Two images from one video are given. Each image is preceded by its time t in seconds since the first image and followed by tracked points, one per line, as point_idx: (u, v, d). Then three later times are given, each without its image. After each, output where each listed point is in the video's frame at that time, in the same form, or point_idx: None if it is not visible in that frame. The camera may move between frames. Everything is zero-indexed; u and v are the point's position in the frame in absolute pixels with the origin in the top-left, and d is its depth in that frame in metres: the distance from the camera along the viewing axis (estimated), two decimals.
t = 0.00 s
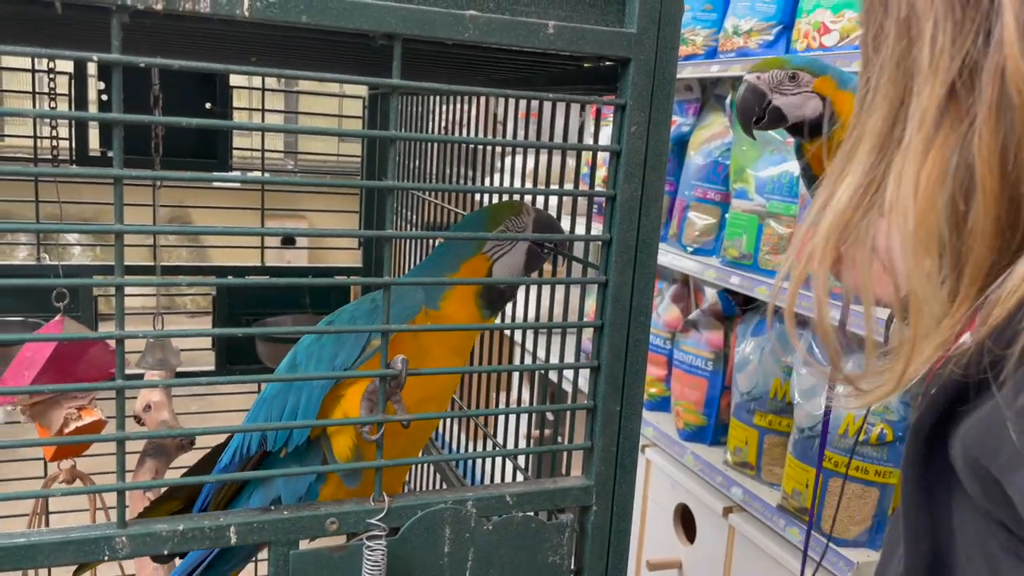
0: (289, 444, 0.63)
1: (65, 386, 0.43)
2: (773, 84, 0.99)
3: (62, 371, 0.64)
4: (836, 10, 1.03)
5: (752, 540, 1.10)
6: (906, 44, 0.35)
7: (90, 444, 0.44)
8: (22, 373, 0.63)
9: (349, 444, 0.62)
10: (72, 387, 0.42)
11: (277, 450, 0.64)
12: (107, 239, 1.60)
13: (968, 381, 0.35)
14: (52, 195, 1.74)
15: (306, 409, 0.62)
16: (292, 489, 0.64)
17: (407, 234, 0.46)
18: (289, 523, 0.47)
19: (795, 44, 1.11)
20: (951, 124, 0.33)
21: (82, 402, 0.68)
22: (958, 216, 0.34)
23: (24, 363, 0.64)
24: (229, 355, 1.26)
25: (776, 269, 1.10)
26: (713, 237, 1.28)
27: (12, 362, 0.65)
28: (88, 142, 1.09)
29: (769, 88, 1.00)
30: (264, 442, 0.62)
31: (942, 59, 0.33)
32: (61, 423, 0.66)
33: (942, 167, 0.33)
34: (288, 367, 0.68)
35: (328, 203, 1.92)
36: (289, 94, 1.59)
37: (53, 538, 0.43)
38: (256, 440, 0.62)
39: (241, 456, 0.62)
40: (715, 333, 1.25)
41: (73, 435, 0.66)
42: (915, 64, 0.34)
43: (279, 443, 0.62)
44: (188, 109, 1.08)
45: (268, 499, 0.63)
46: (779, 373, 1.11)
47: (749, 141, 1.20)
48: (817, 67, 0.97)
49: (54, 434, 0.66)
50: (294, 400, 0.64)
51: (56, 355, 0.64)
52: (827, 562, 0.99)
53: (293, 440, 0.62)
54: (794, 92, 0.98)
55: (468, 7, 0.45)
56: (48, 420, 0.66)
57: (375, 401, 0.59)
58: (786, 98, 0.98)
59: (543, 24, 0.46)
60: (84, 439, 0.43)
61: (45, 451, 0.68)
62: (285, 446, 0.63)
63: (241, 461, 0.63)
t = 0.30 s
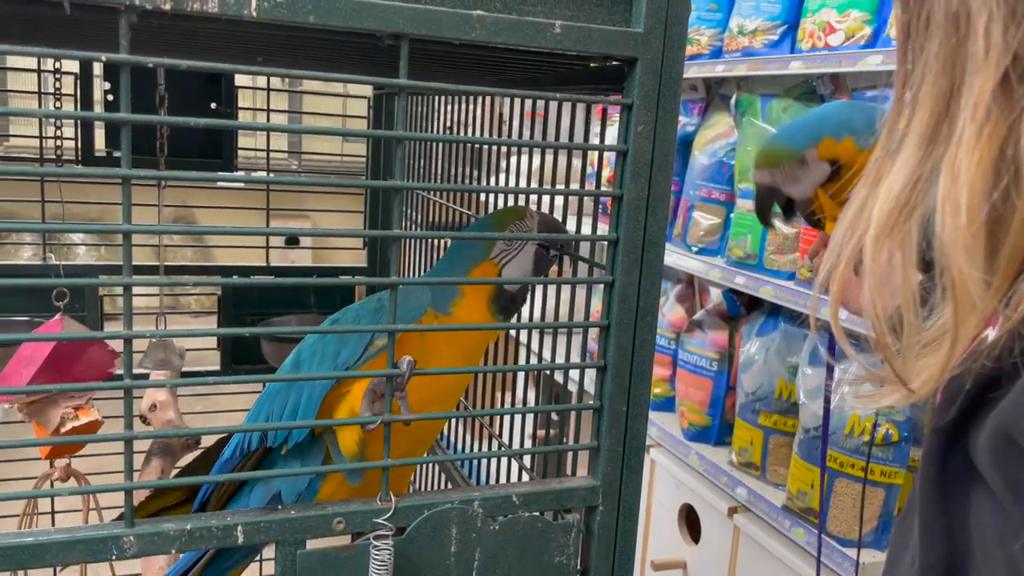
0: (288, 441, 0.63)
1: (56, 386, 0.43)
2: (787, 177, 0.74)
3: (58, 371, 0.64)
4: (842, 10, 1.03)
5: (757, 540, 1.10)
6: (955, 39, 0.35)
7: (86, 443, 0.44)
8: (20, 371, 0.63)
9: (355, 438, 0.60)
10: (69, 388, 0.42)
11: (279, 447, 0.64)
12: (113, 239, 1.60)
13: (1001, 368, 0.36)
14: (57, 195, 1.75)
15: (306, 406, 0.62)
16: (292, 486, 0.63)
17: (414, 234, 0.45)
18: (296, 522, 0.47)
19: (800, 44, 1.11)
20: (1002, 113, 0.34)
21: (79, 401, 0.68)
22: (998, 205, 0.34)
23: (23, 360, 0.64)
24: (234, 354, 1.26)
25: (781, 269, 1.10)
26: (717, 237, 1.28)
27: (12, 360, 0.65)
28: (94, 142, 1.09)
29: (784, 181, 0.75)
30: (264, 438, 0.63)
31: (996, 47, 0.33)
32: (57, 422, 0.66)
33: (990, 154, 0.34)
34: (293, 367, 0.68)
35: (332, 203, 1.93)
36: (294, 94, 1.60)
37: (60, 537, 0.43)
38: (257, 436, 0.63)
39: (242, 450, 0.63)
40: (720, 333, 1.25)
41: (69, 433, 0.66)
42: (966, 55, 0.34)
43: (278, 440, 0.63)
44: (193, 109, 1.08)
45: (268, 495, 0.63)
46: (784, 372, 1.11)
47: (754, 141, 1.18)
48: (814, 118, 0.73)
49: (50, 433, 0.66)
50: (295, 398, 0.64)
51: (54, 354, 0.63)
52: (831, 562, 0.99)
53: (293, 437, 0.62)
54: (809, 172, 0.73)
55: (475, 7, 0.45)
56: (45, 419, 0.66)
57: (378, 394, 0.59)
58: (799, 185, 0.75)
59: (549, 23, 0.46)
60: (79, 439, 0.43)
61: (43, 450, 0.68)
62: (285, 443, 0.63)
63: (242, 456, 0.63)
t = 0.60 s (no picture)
0: (288, 441, 0.63)
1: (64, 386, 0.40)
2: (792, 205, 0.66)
3: (68, 371, 0.64)
4: (846, 10, 1.03)
5: (760, 541, 1.10)
6: None
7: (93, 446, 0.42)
8: (31, 371, 0.63)
9: (359, 439, 0.60)
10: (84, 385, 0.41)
11: (279, 446, 0.64)
12: (117, 240, 1.61)
13: None
14: (62, 195, 1.75)
15: (307, 408, 0.62)
16: (290, 486, 0.63)
17: (421, 235, 0.45)
18: (304, 521, 0.47)
19: (805, 44, 1.11)
20: None
21: (91, 400, 0.68)
22: None
23: (35, 360, 0.64)
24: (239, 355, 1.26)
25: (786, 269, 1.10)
26: (721, 237, 1.28)
27: (23, 359, 0.65)
28: (99, 142, 1.09)
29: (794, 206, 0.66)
30: (265, 438, 0.62)
31: None
32: (70, 421, 0.67)
33: None
34: (295, 366, 0.69)
35: (335, 203, 1.93)
36: (298, 95, 1.60)
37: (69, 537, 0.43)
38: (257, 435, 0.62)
39: (242, 447, 0.63)
40: (724, 333, 1.25)
41: (80, 432, 0.67)
42: None
43: (278, 441, 0.62)
44: (198, 109, 1.08)
45: (266, 494, 0.63)
46: (788, 372, 1.11)
47: (758, 141, 1.19)
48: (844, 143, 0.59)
49: (64, 432, 0.67)
50: (298, 399, 0.63)
51: (64, 354, 0.64)
52: (835, 562, 0.98)
53: (293, 438, 0.62)
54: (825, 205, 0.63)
55: (481, 8, 0.45)
56: (58, 417, 0.67)
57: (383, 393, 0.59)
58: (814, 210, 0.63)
59: (556, 24, 0.46)
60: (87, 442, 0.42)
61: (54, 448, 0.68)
62: (285, 443, 0.63)
63: (242, 453, 0.63)
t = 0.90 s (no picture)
0: (296, 445, 0.62)
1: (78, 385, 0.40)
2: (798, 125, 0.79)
3: (83, 371, 0.64)
4: (851, 11, 1.03)
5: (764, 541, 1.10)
6: None
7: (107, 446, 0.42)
8: (44, 372, 0.63)
9: (366, 441, 0.60)
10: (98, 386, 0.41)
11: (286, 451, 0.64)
12: (122, 240, 1.61)
13: None
14: (67, 195, 1.75)
15: (314, 411, 0.62)
16: (298, 489, 0.62)
17: (427, 236, 0.45)
18: (311, 523, 0.47)
19: (810, 44, 1.11)
20: None
21: (105, 400, 0.69)
22: None
23: (47, 361, 0.64)
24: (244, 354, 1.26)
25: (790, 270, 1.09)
26: (726, 237, 1.28)
27: (37, 361, 0.65)
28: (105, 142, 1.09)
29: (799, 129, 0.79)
30: (272, 442, 0.62)
31: None
32: (86, 421, 0.67)
33: None
34: (302, 369, 0.69)
35: (339, 204, 1.93)
36: (301, 96, 1.60)
37: (77, 539, 0.43)
38: (264, 439, 0.62)
39: (248, 453, 0.62)
40: (728, 333, 1.25)
41: (97, 432, 0.67)
42: None
43: (286, 445, 0.62)
44: (203, 109, 1.09)
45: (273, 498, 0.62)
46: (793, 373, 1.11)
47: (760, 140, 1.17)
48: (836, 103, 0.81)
49: (80, 432, 0.67)
50: (304, 402, 0.63)
51: (78, 355, 0.64)
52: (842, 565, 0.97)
53: (300, 442, 0.61)
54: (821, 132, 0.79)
55: (490, 9, 0.45)
56: (74, 418, 0.67)
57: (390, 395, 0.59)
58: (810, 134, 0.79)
59: (564, 25, 0.46)
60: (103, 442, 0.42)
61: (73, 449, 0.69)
62: (293, 447, 0.63)
63: (249, 458, 0.63)
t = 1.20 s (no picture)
0: (301, 447, 0.63)
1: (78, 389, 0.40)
2: (766, 114, 0.98)
3: (83, 372, 0.64)
4: (855, 11, 1.03)
5: (766, 542, 1.10)
6: None
7: (108, 447, 0.42)
8: (45, 373, 0.63)
9: (371, 442, 0.60)
10: (99, 387, 0.41)
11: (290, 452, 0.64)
12: (123, 240, 1.60)
13: None
14: (68, 195, 1.75)
15: (320, 411, 0.62)
16: (301, 490, 0.62)
17: (429, 236, 0.44)
18: (314, 525, 0.47)
19: (813, 45, 1.10)
20: None
21: (104, 401, 0.69)
22: None
23: (47, 363, 0.64)
24: (246, 354, 1.26)
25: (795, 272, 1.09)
26: (728, 238, 1.28)
27: (35, 362, 0.65)
28: (107, 142, 1.09)
29: (761, 117, 0.97)
30: (276, 443, 0.62)
31: None
32: (85, 423, 0.67)
33: None
34: (306, 370, 0.69)
35: (341, 204, 1.93)
36: (302, 96, 1.60)
37: (79, 540, 0.42)
38: (268, 440, 0.61)
39: (253, 454, 0.62)
40: (730, 333, 1.25)
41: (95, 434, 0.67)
42: None
43: (290, 446, 0.62)
44: (205, 110, 1.09)
45: (276, 499, 0.62)
46: (795, 374, 1.10)
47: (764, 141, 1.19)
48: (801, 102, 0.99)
49: (78, 434, 0.67)
50: (309, 404, 0.63)
51: (79, 356, 0.64)
52: (842, 566, 0.97)
53: (305, 443, 0.62)
54: (781, 122, 0.97)
55: (493, 9, 0.45)
56: (72, 420, 0.67)
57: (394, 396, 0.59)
58: (775, 126, 0.96)
59: (568, 25, 0.46)
60: (102, 443, 0.41)
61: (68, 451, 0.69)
62: (298, 448, 0.63)
63: (253, 459, 0.63)
